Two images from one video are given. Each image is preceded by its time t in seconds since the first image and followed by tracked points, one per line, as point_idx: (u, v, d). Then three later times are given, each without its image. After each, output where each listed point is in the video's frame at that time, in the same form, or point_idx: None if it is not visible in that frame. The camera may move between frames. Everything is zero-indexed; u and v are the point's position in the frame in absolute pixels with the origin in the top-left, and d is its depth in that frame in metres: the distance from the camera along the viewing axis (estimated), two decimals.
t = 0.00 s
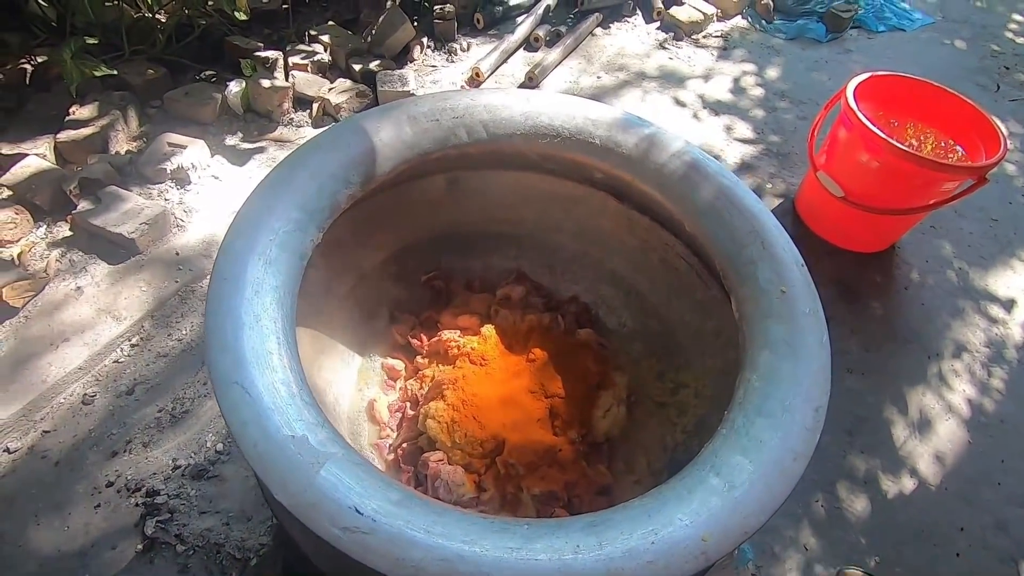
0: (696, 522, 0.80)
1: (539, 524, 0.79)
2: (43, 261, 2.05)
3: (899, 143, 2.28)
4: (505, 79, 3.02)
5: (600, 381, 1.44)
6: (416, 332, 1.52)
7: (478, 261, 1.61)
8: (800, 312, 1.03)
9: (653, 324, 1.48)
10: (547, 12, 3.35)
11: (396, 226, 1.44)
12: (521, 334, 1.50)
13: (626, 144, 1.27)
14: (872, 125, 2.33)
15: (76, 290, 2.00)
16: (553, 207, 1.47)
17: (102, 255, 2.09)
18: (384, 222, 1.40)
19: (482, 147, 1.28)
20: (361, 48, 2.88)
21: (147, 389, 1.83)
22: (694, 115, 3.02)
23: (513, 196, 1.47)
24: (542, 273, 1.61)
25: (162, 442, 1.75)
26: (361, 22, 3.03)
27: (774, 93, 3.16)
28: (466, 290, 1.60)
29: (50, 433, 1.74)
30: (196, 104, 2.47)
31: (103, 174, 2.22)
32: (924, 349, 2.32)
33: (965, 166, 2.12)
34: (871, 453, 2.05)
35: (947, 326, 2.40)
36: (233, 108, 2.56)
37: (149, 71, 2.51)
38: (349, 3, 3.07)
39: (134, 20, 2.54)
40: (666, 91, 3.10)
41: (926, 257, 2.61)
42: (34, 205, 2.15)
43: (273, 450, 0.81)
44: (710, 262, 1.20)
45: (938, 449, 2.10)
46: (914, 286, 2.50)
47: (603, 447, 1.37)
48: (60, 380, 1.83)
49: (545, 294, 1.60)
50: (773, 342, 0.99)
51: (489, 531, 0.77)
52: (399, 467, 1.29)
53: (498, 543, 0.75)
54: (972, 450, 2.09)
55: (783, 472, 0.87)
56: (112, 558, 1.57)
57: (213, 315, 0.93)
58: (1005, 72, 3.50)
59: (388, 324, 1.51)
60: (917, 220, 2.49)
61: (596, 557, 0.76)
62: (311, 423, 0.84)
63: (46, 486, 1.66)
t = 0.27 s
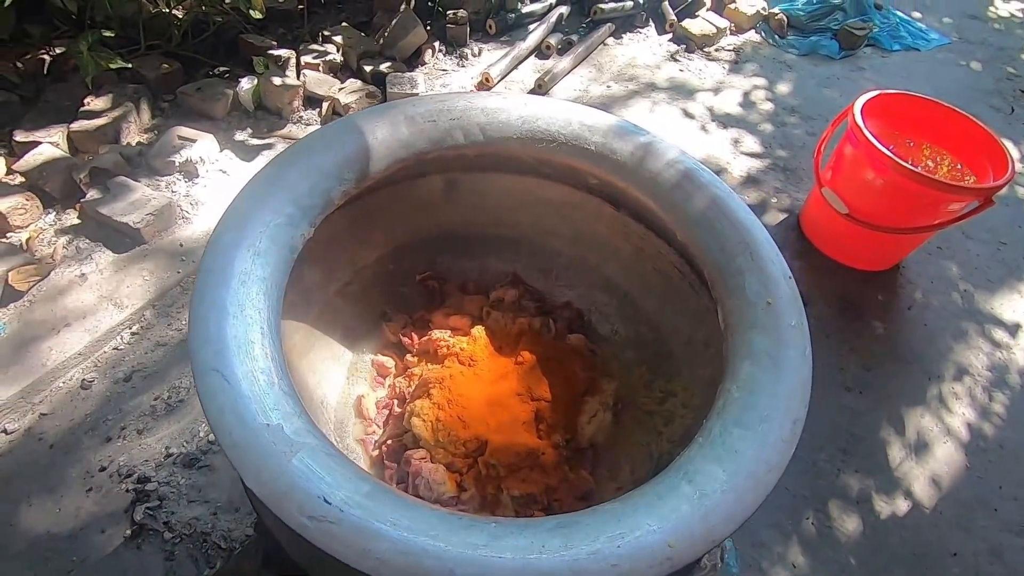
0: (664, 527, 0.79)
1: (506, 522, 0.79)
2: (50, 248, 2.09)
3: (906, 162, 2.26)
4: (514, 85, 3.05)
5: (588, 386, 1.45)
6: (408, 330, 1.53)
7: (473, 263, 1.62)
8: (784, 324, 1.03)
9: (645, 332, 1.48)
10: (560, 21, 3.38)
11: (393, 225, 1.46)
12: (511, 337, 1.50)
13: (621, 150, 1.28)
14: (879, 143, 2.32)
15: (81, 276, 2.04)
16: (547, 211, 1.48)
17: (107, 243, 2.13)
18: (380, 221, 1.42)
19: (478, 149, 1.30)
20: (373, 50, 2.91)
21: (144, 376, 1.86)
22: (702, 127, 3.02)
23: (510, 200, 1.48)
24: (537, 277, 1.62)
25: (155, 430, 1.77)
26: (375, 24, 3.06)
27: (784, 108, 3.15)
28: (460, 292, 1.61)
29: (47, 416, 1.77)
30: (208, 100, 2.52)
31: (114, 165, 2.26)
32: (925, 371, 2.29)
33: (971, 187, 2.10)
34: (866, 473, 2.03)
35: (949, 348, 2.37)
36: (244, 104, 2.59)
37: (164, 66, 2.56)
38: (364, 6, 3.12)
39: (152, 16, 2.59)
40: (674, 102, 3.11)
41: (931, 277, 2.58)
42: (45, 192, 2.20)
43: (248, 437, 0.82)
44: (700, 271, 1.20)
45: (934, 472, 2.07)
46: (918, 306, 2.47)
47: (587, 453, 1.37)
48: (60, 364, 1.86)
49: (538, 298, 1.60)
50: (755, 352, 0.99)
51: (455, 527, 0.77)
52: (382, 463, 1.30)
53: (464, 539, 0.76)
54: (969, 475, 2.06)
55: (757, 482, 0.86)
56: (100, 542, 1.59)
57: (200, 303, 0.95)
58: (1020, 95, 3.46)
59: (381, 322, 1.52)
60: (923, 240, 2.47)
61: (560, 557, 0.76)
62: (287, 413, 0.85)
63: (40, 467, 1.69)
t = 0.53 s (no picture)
0: (620, 509, 0.79)
1: (461, 492, 0.80)
2: (66, 215, 2.15)
3: (923, 176, 2.21)
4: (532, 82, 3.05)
5: (573, 377, 1.45)
6: (399, 311, 1.53)
7: (471, 251, 1.62)
8: (766, 319, 1.01)
9: (636, 327, 1.47)
10: (582, 21, 3.38)
11: (390, 206, 1.46)
12: (501, 324, 1.50)
13: (617, 142, 1.27)
14: (897, 155, 2.27)
15: (93, 244, 2.09)
16: (544, 201, 1.48)
17: (120, 214, 2.18)
18: (378, 202, 1.42)
19: (476, 134, 1.30)
20: (394, 40, 2.94)
21: (147, 345, 1.90)
22: (719, 133, 2.99)
23: (508, 189, 1.47)
24: (533, 268, 1.62)
25: (153, 397, 1.80)
26: (397, 15, 3.10)
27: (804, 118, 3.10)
28: (455, 278, 1.61)
29: (51, 376, 1.82)
30: (229, 81, 2.57)
31: (133, 139, 2.32)
32: (932, 390, 2.23)
33: (989, 204, 2.05)
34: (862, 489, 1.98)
35: (959, 368, 2.30)
36: (263, 87, 2.64)
37: (189, 47, 2.62)
38: None
39: None
40: (692, 107, 3.08)
41: (945, 295, 2.51)
42: (66, 162, 2.26)
43: (215, 392, 0.83)
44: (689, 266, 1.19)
45: (934, 493, 2.01)
46: (929, 324, 2.41)
47: (567, 443, 1.37)
48: (67, 328, 1.91)
49: (532, 289, 1.60)
50: (733, 346, 0.98)
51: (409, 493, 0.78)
52: (362, 439, 1.32)
53: (415, 505, 0.76)
54: (971, 499, 2.00)
55: (722, 473, 0.85)
56: (91, 502, 1.63)
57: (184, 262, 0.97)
58: None
59: (373, 302, 1.53)
60: (938, 257, 2.41)
61: (511, 530, 0.76)
62: (256, 372, 0.86)
63: (40, 426, 1.74)
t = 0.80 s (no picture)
0: (597, 488, 0.81)
1: (442, 463, 0.83)
2: (92, 184, 2.20)
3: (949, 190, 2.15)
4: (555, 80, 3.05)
5: (572, 367, 1.45)
6: (403, 292, 1.53)
7: (480, 238, 1.60)
8: (766, 315, 1.00)
9: (639, 323, 1.46)
10: (610, 21, 3.36)
11: (401, 186, 1.45)
12: (503, 311, 1.51)
13: (629, 133, 1.26)
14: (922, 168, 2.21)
15: (115, 214, 2.15)
16: (554, 192, 1.47)
17: (143, 186, 2.23)
18: (389, 181, 1.42)
19: (488, 118, 1.30)
20: (420, 31, 2.97)
21: (160, 314, 1.94)
22: (741, 139, 2.95)
23: (519, 176, 1.46)
24: (540, 258, 1.60)
25: (162, 364, 1.84)
26: (426, 7, 3.12)
27: (831, 128, 3.05)
28: (462, 263, 1.60)
29: (66, 338, 1.87)
30: (256, 63, 2.61)
31: (160, 114, 2.37)
32: (945, 411, 2.16)
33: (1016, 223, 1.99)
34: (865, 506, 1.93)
35: (976, 390, 2.23)
36: (289, 71, 2.68)
37: (220, 28, 2.67)
38: None
39: None
40: (716, 111, 3.05)
41: (966, 315, 2.44)
42: (95, 133, 2.32)
43: (210, 348, 0.86)
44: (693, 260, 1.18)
45: (941, 516, 1.95)
46: (948, 344, 2.34)
47: (561, 432, 1.38)
48: (85, 293, 1.96)
49: (538, 278, 1.59)
50: (731, 339, 0.97)
51: (391, 460, 0.81)
52: (358, 415, 1.34)
53: (396, 471, 0.80)
54: (979, 524, 1.94)
55: (706, 464, 0.86)
56: (96, 461, 1.67)
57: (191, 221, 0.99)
58: None
59: (378, 281, 1.53)
60: (961, 275, 2.34)
61: (488, 500, 0.79)
62: (251, 333, 0.89)
63: (52, 385, 1.78)
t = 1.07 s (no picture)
0: (596, 490, 0.81)
1: (443, 455, 0.83)
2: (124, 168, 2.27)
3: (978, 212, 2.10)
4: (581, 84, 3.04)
5: (579, 370, 1.46)
6: (417, 287, 1.55)
7: (497, 239, 1.59)
8: (777, 326, 0.99)
9: (650, 329, 1.45)
10: (639, 27, 3.35)
11: (421, 183, 1.46)
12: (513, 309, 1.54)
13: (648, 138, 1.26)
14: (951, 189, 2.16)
15: (144, 197, 2.21)
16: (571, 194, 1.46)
17: (172, 171, 2.29)
18: (409, 177, 1.43)
19: (509, 118, 1.31)
20: (449, 31, 3.00)
21: (181, 296, 1.99)
22: (766, 150, 2.91)
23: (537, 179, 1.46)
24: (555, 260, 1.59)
25: (181, 346, 1.89)
26: (455, 7, 3.14)
27: (859, 144, 2.99)
28: (477, 262, 1.61)
29: (92, 315, 1.92)
30: (287, 56, 2.67)
31: (192, 102, 2.43)
32: (964, 437, 2.11)
33: None
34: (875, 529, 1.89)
35: (998, 418, 2.17)
36: (319, 65, 2.73)
37: (254, 21, 2.74)
38: None
39: None
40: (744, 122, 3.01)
41: (992, 340, 2.37)
42: (129, 119, 2.39)
43: (223, 329, 0.88)
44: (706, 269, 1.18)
45: (954, 545, 1.90)
46: (971, 369, 2.28)
47: (566, 434, 1.39)
48: (111, 272, 2.02)
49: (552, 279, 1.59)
50: (738, 349, 0.96)
51: (391, 450, 0.82)
52: (366, 405, 1.36)
53: (397, 460, 0.81)
54: (994, 556, 1.89)
55: (707, 473, 0.85)
56: (113, 437, 1.72)
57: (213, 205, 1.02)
58: None
59: (393, 275, 1.55)
60: (987, 299, 2.27)
61: (485, 495, 0.79)
62: (264, 317, 0.91)
63: (75, 360, 1.84)
